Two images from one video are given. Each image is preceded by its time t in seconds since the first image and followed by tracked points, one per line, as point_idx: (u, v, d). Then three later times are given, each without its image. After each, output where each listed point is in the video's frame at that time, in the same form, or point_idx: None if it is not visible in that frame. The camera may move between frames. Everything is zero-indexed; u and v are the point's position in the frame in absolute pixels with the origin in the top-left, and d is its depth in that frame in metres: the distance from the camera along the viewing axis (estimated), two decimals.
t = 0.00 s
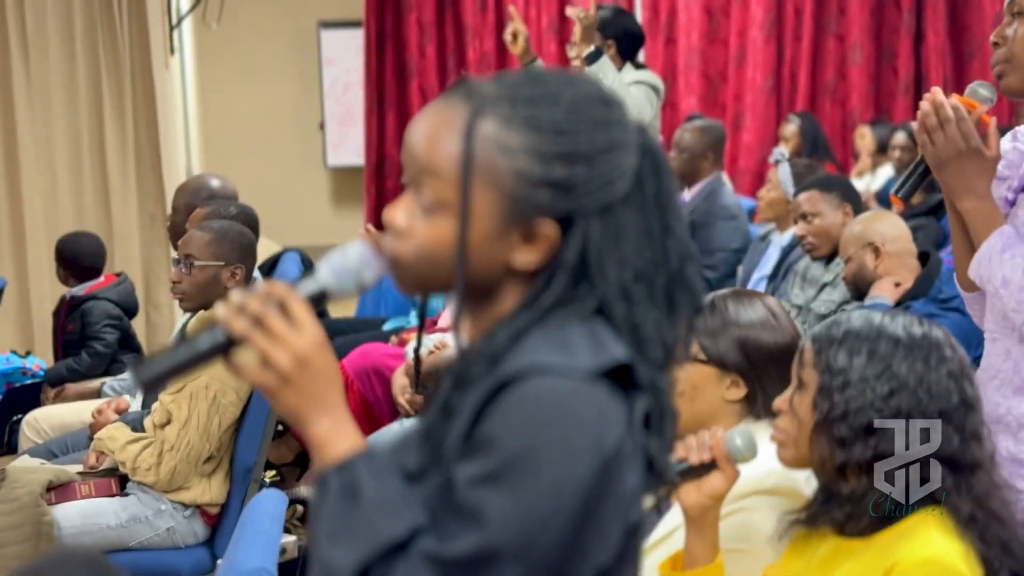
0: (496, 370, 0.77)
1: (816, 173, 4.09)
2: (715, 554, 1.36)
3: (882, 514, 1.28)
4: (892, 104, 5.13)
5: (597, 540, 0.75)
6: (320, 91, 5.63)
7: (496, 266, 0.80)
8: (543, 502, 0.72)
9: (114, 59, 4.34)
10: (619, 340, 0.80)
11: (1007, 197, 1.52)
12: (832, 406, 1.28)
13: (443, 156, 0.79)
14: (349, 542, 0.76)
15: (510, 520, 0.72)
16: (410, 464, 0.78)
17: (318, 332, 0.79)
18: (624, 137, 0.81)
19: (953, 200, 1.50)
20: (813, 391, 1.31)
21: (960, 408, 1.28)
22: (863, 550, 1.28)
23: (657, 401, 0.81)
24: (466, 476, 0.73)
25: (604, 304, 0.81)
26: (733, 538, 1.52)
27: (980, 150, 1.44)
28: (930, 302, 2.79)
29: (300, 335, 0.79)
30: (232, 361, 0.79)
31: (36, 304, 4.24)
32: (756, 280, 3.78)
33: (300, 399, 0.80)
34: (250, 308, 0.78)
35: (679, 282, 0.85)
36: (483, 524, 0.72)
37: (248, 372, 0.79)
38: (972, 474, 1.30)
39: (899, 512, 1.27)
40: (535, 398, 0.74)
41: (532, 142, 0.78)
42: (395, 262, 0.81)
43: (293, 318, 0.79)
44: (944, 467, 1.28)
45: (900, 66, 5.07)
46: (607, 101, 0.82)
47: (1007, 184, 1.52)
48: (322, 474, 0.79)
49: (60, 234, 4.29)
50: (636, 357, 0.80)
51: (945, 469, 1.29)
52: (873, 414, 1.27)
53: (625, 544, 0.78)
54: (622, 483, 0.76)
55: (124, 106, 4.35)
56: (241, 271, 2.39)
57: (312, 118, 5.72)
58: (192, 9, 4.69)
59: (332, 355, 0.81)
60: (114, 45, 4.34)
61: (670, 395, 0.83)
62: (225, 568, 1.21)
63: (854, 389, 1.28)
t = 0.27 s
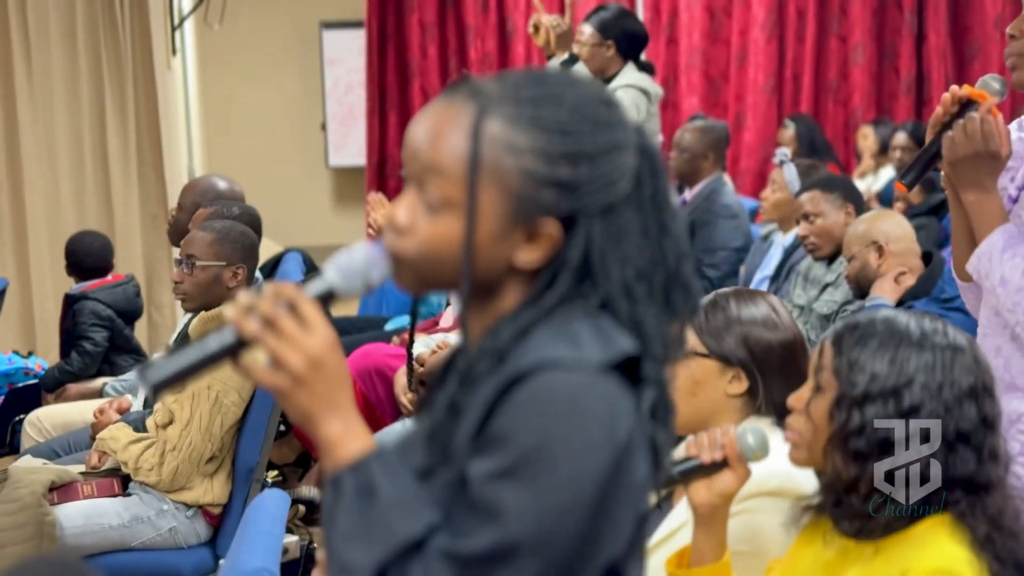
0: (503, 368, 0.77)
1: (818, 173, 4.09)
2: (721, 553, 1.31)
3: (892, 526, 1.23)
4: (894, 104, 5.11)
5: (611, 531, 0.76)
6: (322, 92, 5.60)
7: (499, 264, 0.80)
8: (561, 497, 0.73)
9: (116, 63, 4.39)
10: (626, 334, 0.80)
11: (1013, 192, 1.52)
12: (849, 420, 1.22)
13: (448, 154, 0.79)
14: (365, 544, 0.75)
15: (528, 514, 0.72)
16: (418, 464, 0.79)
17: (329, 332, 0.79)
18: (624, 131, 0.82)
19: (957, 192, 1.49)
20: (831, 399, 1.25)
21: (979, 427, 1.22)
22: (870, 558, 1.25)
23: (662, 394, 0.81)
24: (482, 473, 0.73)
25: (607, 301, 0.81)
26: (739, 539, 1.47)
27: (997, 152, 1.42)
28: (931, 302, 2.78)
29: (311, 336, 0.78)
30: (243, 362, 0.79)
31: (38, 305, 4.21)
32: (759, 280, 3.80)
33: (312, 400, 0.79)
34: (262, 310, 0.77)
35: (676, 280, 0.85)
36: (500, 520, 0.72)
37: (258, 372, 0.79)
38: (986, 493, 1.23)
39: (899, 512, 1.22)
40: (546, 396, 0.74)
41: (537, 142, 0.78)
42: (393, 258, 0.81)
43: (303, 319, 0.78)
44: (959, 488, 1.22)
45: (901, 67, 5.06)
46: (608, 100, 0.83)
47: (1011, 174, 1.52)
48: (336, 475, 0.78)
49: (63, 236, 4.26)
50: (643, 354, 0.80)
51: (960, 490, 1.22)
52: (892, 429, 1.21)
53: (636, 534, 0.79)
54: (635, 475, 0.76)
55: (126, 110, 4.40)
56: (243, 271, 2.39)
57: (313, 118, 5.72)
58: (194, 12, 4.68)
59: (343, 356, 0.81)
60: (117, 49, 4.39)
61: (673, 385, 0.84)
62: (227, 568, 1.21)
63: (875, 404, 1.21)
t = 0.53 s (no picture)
0: (512, 365, 0.77)
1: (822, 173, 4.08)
2: (733, 563, 1.32)
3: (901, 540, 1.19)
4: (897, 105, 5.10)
5: (623, 527, 0.76)
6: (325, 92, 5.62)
7: (503, 263, 0.80)
8: (587, 482, 0.73)
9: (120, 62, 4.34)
10: (634, 329, 0.81)
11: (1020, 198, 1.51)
12: (865, 437, 1.20)
13: (452, 153, 0.79)
14: (381, 545, 0.74)
15: (545, 505, 0.72)
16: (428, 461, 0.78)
17: (339, 332, 0.79)
18: (624, 126, 0.83)
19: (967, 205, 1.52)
20: (846, 414, 1.22)
21: (994, 445, 1.18)
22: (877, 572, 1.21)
23: (670, 388, 0.82)
24: (496, 469, 0.74)
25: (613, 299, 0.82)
26: (751, 548, 1.48)
27: (1004, 167, 1.44)
28: (932, 302, 2.75)
29: (321, 335, 0.78)
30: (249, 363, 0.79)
31: (41, 305, 4.24)
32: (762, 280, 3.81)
33: (321, 400, 0.79)
34: (269, 308, 0.77)
35: (676, 279, 0.85)
36: (518, 515, 0.72)
37: (266, 370, 0.79)
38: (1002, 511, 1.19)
39: (901, 514, 1.19)
40: (555, 390, 0.74)
41: (541, 140, 0.79)
42: (395, 264, 0.80)
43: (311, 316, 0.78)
44: (974, 509, 1.18)
45: (904, 67, 5.05)
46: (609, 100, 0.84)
47: (1016, 177, 1.51)
48: (347, 475, 0.77)
49: (66, 235, 4.26)
50: (651, 349, 0.80)
51: (975, 510, 1.18)
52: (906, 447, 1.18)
53: (649, 528, 0.79)
54: (645, 468, 0.76)
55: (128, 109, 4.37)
56: (245, 272, 2.39)
57: (315, 118, 5.70)
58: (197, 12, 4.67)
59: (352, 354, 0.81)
60: (118, 48, 4.35)
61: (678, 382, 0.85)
62: (230, 569, 1.21)
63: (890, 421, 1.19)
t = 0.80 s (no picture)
0: (521, 362, 0.78)
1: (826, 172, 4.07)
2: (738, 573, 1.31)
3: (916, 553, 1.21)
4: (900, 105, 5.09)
5: (632, 528, 0.76)
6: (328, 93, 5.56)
7: (511, 258, 0.80)
8: (587, 484, 0.73)
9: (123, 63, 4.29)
10: (639, 323, 0.81)
11: None
12: (873, 449, 1.21)
13: (457, 147, 0.78)
14: (388, 544, 0.74)
15: (554, 502, 0.72)
16: (432, 462, 0.79)
17: (345, 329, 0.78)
18: (631, 121, 0.83)
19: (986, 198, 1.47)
20: (853, 427, 1.23)
21: (1005, 449, 1.19)
22: None
23: (678, 385, 0.82)
24: (505, 466, 0.74)
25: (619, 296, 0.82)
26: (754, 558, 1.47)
27: None
28: (934, 302, 2.83)
29: (327, 331, 0.77)
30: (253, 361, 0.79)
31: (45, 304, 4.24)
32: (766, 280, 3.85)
33: (324, 398, 0.78)
34: (274, 304, 0.77)
35: (682, 272, 0.86)
36: (527, 512, 0.72)
37: (271, 367, 0.79)
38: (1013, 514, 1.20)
39: (913, 526, 1.20)
40: (566, 384, 0.74)
41: (547, 132, 0.79)
42: (407, 257, 0.80)
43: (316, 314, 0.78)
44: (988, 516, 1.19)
45: (907, 67, 5.05)
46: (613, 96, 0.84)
47: None
48: (352, 473, 0.76)
49: (67, 232, 4.28)
50: (659, 344, 0.81)
51: (989, 517, 1.19)
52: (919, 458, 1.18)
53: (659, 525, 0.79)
54: (654, 464, 0.77)
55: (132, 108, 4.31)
56: (251, 271, 2.40)
57: (319, 120, 5.65)
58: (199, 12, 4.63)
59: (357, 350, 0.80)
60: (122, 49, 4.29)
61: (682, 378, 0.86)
62: (235, 568, 1.22)
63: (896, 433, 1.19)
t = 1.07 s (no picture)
0: (528, 366, 0.87)
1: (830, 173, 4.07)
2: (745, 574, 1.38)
3: (928, 556, 1.22)
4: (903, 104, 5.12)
5: (637, 534, 0.83)
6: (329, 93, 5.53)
7: (518, 259, 0.88)
8: (590, 496, 0.80)
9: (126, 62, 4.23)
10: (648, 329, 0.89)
11: None
12: (879, 449, 1.23)
13: (464, 149, 0.87)
14: (385, 551, 0.81)
15: (555, 504, 0.80)
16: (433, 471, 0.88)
17: (345, 332, 0.84)
18: (641, 133, 0.92)
19: (1003, 196, 1.51)
20: (860, 426, 1.26)
21: (1014, 451, 1.21)
22: None
23: (689, 394, 0.89)
24: (507, 472, 0.81)
25: (628, 301, 0.90)
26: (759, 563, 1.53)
27: None
28: (940, 304, 2.80)
29: (327, 335, 0.83)
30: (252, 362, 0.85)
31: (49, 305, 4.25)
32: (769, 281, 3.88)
33: (323, 403, 0.84)
34: (274, 306, 0.83)
35: (694, 281, 0.94)
36: (530, 517, 0.80)
37: (271, 369, 0.84)
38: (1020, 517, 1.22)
39: (923, 528, 1.22)
40: (572, 386, 0.83)
41: (553, 134, 0.88)
42: (410, 259, 0.88)
43: (319, 321, 0.84)
44: (995, 518, 1.21)
45: (911, 68, 5.05)
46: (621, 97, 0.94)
47: None
48: (349, 478, 0.83)
49: (70, 231, 4.27)
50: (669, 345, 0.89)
51: (997, 520, 1.21)
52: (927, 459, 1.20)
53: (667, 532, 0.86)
54: (663, 472, 0.83)
55: (135, 104, 4.24)
56: (256, 271, 2.39)
57: (321, 123, 5.59)
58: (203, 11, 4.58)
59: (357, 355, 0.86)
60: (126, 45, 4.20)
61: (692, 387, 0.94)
62: (240, 565, 1.22)
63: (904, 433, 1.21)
